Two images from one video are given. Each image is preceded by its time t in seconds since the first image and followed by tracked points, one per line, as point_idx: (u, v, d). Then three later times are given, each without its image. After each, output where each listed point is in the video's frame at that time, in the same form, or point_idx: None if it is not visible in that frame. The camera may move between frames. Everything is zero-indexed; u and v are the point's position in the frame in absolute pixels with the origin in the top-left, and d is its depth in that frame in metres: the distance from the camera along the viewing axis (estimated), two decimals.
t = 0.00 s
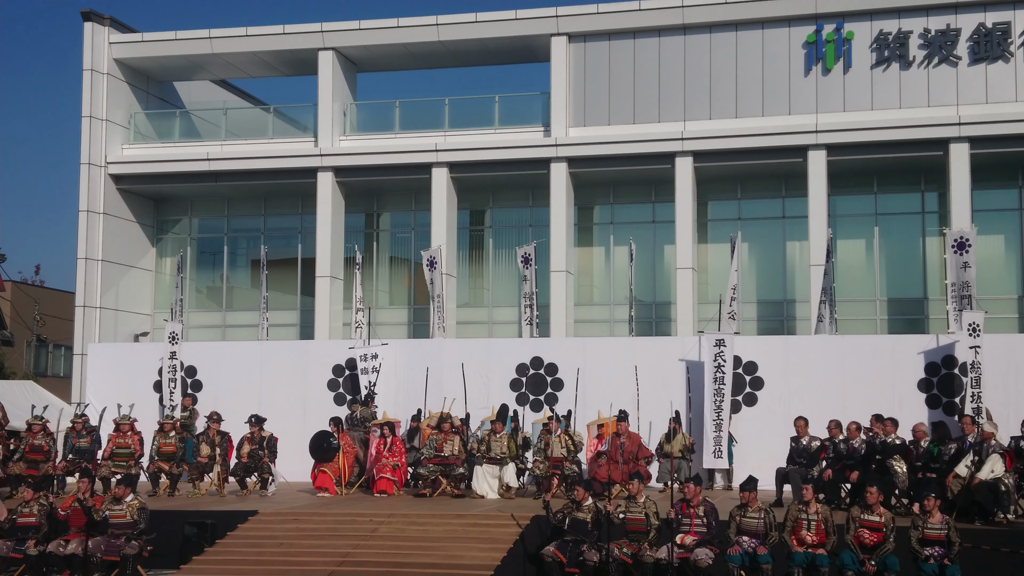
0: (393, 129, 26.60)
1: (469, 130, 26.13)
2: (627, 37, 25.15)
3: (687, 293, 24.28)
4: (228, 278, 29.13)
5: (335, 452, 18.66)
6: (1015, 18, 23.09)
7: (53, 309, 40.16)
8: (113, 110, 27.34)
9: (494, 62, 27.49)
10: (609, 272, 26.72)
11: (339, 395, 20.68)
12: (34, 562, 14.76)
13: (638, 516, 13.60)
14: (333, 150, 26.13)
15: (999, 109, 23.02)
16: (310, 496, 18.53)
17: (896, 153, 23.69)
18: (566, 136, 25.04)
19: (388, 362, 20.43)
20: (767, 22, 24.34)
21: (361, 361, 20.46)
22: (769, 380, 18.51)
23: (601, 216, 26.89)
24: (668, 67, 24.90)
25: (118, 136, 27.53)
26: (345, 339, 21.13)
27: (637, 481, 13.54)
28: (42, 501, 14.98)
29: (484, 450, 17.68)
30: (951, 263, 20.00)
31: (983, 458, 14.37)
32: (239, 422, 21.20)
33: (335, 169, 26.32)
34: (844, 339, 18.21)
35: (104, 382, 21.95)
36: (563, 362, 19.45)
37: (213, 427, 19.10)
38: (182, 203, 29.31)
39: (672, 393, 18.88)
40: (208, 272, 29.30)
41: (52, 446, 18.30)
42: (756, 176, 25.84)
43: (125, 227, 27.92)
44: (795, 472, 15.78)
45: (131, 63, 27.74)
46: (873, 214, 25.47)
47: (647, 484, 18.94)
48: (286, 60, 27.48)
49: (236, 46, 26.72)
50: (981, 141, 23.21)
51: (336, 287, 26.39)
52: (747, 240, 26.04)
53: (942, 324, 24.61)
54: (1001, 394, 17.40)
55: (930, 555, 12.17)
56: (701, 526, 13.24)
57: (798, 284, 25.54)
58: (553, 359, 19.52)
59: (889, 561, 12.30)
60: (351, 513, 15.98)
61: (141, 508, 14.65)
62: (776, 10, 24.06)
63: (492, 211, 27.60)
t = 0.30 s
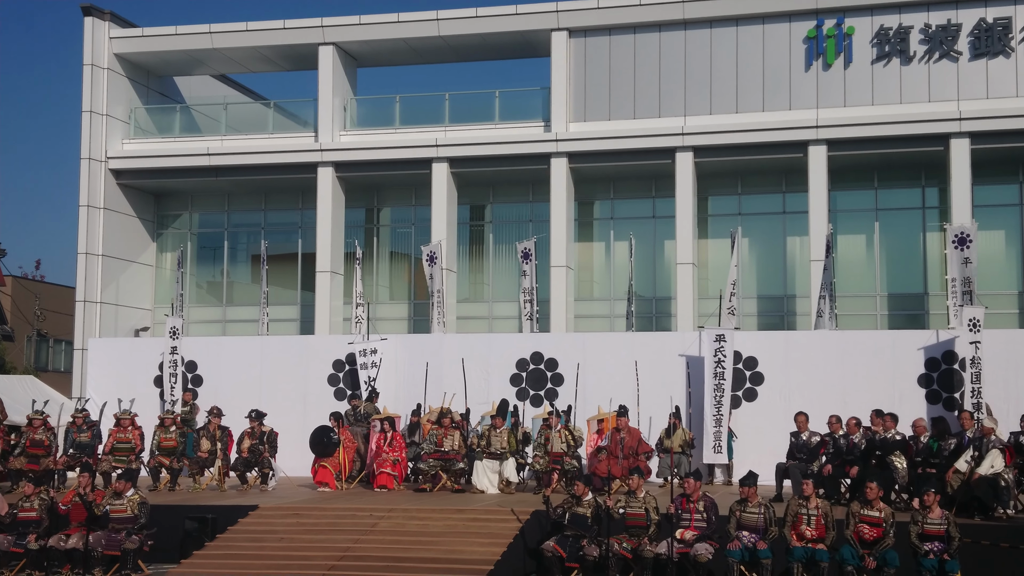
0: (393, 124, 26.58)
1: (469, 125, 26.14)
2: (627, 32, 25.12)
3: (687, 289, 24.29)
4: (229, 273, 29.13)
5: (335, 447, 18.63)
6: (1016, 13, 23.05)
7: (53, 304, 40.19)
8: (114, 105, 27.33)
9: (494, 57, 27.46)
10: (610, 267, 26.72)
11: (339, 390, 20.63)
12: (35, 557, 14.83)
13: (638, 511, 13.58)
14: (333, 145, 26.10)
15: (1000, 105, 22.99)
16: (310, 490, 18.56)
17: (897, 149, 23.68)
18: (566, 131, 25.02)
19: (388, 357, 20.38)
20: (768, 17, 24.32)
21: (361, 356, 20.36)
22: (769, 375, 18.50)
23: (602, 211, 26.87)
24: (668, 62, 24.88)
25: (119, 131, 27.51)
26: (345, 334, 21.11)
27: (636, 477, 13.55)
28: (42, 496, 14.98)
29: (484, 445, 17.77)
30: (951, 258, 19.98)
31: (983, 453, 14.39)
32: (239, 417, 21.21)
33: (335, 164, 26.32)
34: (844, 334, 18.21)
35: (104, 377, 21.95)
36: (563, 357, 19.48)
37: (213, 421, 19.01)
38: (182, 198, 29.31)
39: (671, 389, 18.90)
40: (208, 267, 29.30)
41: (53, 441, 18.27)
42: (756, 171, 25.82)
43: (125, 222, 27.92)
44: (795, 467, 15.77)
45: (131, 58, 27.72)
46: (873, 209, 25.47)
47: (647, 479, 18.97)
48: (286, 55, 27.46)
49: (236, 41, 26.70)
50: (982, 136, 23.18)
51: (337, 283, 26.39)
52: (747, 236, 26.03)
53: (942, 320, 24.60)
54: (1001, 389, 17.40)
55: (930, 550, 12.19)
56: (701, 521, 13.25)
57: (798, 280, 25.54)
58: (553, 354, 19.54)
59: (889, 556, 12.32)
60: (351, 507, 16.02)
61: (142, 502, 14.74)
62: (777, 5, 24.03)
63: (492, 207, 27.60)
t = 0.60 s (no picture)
0: (396, 122, 26.57)
1: (472, 122, 26.09)
2: (630, 29, 25.10)
3: (690, 286, 24.26)
4: (231, 271, 29.13)
5: (338, 445, 18.55)
6: (1019, 10, 23.01)
7: (56, 302, 40.22)
8: (117, 103, 27.35)
9: (497, 55, 27.44)
10: (612, 265, 26.69)
11: (342, 388, 20.68)
12: (40, 554, 14.89)
13: (640, 509, 13.61)
14: (336, 142, 26.10)
15: (1003, 101, 22.94)
16: (313, 488, 18.55)
17: (900, 146, 23.64)
18: (569, 129, 25.00)
19: (390, 355, 20.42)
20: (771, 14, 24.28)
21: (362, 354, 20.43)
22: (772, 373, 18.49)
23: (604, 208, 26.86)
24: (671, 59, 24.85)
25: (122, 129, 27.53)
26: (348, 332, 21.15)
27: (639, 474, 13.60)
28: (46, 493, 15.04)
29: (487, 443, 17.75)
30: (955, 255, 19.94)
31: (987, 451, 14.31)
32: (243, 415, 21.22)
33: (338, 162, 26.33)
34: (847, 332, 18.22)
35: (108, 375, 21.97)
36: (566, 355, 19.47)
37: (217, 419, 19.01)
38: (184, 196, 29.32)
39: (674, 386, 18.90)
40: (211, 265, 29.31)
41: (57, 439, 18.27)
42: (759, 168, 25.79)
43: (129, 220, 27.94)
44: (797, 465, 15.85)
45: (134, 56, 27.72)
46: (876, 206, 25.43)
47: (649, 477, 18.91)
48: (289, 53, 27.45)
49: (239, 39, 26.70)
50: (985, 133, 23.14)
51: (339, 280, 26.39)
52: (750, 233, 26.01)
53: (946, 317, 24.57)
54: (1004, 386, 17.37)
55: (933, 547, 12.19)
56: (704, 519, 13.30)
57: (801, 277, 25.51)
58: (555, 352, 19.53)
59: (892, 554, 12.31)
60: (355, 505, 16.02)
61: (146, 500, 14.71)
62: (780, 2, 24.00)
63: (495, 204, 27.59)
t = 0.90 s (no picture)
0: (398, 120, 26.57)
1: (474, 120, 26.04)
2: (633, 27, 25.08)
3: (693, 284, 24.24)
4: (234, 269, 29.13)
5: (341, 443, 18.67)
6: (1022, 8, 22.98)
7: (60, 300, 40.31)
8: (120, 101, 27.37)
9: (500, 53, 27.42)
10: (615, 263, 26.68)
11: (344, 386, 20.71)
12: (43, 552, 14.94)
13: (643, 507, 13.61)
14: (339, 141, 26.12)
15: (1006, 100, 22.90)
16: (315, 486, 18.58)
17: (903, 144, 23.61)
18: (571, 127, 24.98)
19: (393, 354, 20.44)
20: (774, 12, 24.27)
21: (365, 351, 20.36)
22: (774, 371, 18.49)
23: (607, 206, 26.85)
24: (674, 58, 24.82)
25: (124, 127, 27.55)
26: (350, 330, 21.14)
27: (642, 472, 13.60)
28: (49, 491, 15.15)
29: (489, 441, 17.73)
30: (959, 253, 19.90)
31: (989, 449, 14.30)
32: (245, 413, 21.24)
33: (340, 160, 26.32)
34: (850, 330, 18.19)
35: (111, 373, 21.99)
36: (568, 353, 19.46)
37: (219, 417, 19.11)
38: (187, 194, 29.35)
39: (677, 384, 18.91)
40: (214, 263, 29.33)
41: (60, 437, 18.32)
42: (762, 166, 25.77)
43: (131, 218, 27.97)
44: (800, 462, 15.82)
45: (137, 54, 27.73)
46: (879, 204, 25.41)
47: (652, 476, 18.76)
48: (291, 51, 27.46)
49: (242, 37, 26.72)
50: (988, 131, 23.10)
51: (342, 278, 26.39)
52: (752, 231, 25.99)
53: (949, 315, 24.55)
54: (1008, 385, 17.35)
55: (936, 546, 12.18)
56: (706, 517, 13.30)
57: (804, 275, 25.49)
58: (558, 350, 19.52)
59: (894, 552, 12.30)
60: (357, 503, 16.02)
61: (148, 498, 14.70)
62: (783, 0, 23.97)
63: (498, 202, 27.60)
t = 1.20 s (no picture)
0: (400, 119, 26.57)
1: (475, 119, 26.04)
2: (634, 25, 25.07)
3: (695, 282, 24.23)
4: (236, 268, 29.14)
5: (343, 441, 18.77)
6: None
7: (62, 299, 40.36)
8: (121, 101, 27.37)
9: (501, 51, 27.41)
10: (617, 261, 26.68)
11: (347, 385, 20.72)
12: (46, 551, 14.95)
13: (645, 505, 13.61)
14: (340, 140, 26.12)
15: (1008, 97, 22.88)
16: (318, 485, 18.60)
17: (905, 141, 23.57)
18: (573, 125, 24.97)
19: (395, 353, 20.46)
20: (775, 10, 24.25)
21: (366, 350, 20.39)
22: (776, 369, 18.47)
23: (609, 205, 26.84)
24: (676, 56, 24.81)
25: (126, 127, 27.57)
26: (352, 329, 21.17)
27: (644, 471, 13.55)
28: (52, 491, 15.16)
29: (491, 440, 17.73)
30: (960, 250, 19.89)
31: (992, 447, 14.31)
32: (248, 412, 21.26)
33: (342, 159, 26.33)
34: (852, 328, 18.19)
35: (114, 372, 22.00)
36: (570, 352, 19.47)
37: (223, 416, 19.22)
38: (189, 193, 29.36)
39: (679, 382, 18.88)
40: (216, 262, 29.35)
41: (62, 436, 18.29)
42: (764, 164, 25.75)
43: (133, 218, 27.98)
44: (802, 459, 15.73)
45: (138, 53, 27.73)
46: (881, 202, 25.38)
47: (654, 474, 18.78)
48: (292, 50, 27.46)
49: (243, 36, 26.71)
50: (990, 129, 23.07)
51: (344, 278, 26.41)
52: (754, 229, 25.98)
53: (951, 313, 24.54)
54: (1010, 382, 17.33)
55: (938, 543, 12.17)
56: (709, 515, 13.28)
57: (806, 273, 25.48)
58: (560, 349, 19.53)
59: (897, 550, 12.30)
60: (360, 502, 16.02)
61: (151, 497, 14.74)
62: None
63: (500, 201, 27.59)
